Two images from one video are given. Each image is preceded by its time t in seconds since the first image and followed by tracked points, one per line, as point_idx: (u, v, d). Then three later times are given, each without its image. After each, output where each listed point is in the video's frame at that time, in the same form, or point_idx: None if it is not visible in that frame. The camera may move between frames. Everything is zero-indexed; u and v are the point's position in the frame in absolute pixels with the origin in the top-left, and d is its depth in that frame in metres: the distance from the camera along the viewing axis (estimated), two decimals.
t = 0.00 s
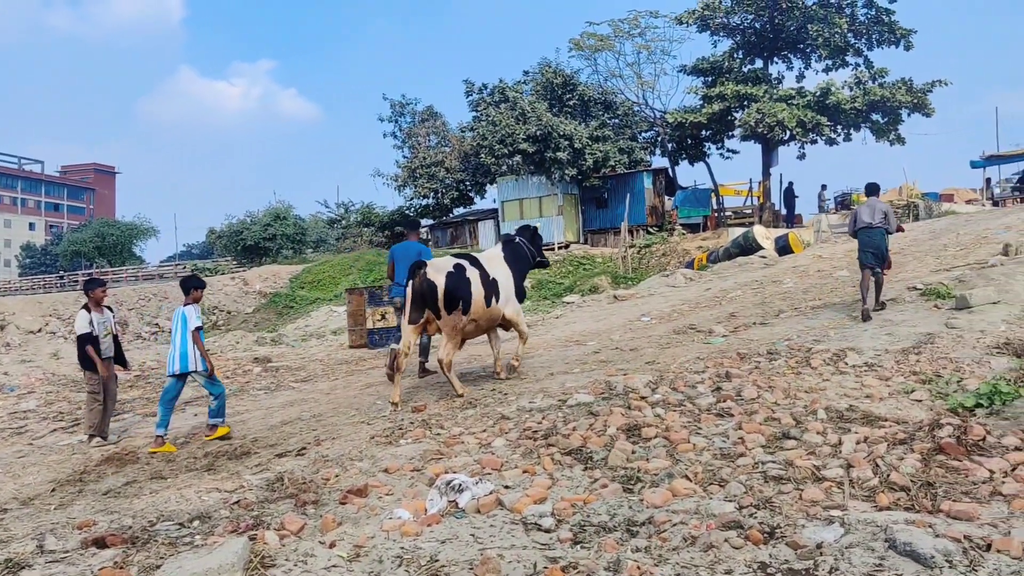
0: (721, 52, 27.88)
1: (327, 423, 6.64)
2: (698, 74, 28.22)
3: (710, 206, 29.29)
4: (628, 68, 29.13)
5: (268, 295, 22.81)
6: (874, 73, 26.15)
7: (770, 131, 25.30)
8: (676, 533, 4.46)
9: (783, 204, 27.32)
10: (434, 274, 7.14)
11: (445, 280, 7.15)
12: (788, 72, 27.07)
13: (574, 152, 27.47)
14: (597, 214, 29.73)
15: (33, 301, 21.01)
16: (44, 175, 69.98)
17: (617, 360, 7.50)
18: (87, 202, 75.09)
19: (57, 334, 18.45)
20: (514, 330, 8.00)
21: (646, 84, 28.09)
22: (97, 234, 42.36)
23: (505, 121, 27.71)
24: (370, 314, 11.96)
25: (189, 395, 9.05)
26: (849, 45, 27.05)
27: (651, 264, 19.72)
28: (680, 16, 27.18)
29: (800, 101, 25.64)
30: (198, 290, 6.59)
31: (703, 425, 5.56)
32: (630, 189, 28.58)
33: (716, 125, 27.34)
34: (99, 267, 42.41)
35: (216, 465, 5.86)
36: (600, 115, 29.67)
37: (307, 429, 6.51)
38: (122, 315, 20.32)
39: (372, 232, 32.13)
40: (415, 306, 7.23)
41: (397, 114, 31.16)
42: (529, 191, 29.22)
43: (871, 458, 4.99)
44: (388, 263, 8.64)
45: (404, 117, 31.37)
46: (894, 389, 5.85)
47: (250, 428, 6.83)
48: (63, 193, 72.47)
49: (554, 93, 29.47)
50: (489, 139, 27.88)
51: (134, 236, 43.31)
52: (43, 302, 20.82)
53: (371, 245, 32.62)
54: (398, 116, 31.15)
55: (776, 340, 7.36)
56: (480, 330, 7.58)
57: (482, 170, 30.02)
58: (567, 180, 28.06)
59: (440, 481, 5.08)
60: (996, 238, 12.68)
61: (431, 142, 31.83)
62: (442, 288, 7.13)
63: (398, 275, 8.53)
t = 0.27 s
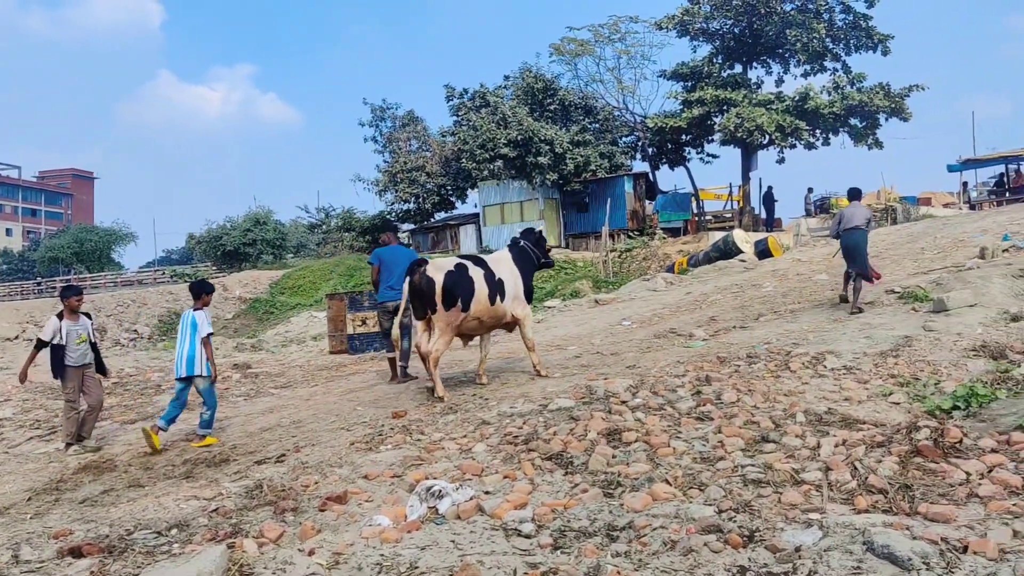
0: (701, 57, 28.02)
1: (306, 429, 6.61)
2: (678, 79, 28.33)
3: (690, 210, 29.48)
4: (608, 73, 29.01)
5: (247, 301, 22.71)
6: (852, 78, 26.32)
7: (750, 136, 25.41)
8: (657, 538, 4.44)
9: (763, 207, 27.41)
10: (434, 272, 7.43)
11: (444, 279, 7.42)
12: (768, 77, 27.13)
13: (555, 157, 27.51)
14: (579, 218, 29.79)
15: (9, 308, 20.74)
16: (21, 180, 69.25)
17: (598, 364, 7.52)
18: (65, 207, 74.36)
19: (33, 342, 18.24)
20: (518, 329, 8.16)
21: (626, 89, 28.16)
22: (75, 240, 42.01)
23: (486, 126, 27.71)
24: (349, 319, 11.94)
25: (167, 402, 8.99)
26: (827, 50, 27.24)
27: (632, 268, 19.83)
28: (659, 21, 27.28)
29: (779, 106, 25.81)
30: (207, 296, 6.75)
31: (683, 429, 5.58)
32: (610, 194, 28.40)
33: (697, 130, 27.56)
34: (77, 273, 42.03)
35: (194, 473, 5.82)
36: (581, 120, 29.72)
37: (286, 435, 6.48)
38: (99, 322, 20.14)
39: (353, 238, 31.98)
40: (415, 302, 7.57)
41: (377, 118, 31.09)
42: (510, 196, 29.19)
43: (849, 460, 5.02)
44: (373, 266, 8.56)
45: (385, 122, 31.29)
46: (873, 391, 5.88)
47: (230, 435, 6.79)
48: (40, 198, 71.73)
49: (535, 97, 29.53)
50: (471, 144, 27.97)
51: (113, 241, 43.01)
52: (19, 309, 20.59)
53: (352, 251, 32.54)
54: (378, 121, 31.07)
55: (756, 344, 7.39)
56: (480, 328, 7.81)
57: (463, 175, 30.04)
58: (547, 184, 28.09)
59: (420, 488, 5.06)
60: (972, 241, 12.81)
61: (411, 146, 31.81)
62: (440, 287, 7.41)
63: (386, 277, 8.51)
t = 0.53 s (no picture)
0: (678, 63, 28.22)
1: (283, 436, 6.57)
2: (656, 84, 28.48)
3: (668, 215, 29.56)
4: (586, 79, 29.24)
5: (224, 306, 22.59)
6: (828, 83, 26.54)
7: (727, 141, 25.55)
8: (634, 543, 4.44)
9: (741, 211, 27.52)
10: (431, 276, 7.54)
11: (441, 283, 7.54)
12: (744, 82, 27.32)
13: (534, 162, 27.54)
14: (558, 223, 29.93)
15: None
16: None
17: (576, 369, 7.54)
18: (40, 213, 73.57)
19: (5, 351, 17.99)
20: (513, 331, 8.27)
21: (604, 94, 28.25)
22: (50, 246, 41.58)
23: (465, 130, 27.70)
24: (327, 325, 11.89)
25: (142, 410, 8.90)
26: (804, 55, 27.43)
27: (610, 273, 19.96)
28: (637, 26, 27.39)
29: (755, 111, 26.04)
30: (199, 297, 6.80)
31: (661, 433, 5.59)
32: (588, 199, 28.61)
33: (674, 135, 27.59)
34: (52, 279, 41.57)
35: (169, 481, 5.78)
36: (559, 125, 29.80)
37: (263, 443, 6.45)
38: (74, 331, 19.91)
39: (330, 244, 32.17)
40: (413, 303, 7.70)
41: (355, 124, 31.06)
42: (489, 201, 29.32)
43: (825, 464, 5.04)
44: (353, 275, 8.49)
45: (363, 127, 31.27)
46: (847, 395, 5.93)
47: (205, 442, 6.75)
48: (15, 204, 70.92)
49: (513, 103, 29.61)
50: (450, 149, 27.86)
51: (89, 247, 42.64)
52: None
53: (329, 256, 32.61)
54: (357, 126, 31.03)
55: (732, 348, 7.43)
56: (475, 330, 7.94)
57: (442, 180, 30.10)
58: (527, 189, 28.11)
59: (397, 495, 5.05)
60: (946, 245, 12.94)
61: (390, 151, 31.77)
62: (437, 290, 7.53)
63: (365, 290, 8.48)
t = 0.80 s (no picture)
0: (656, 70, 28.33)
1: (260, 444, 6.53)
2: (635, 91, 28.63)
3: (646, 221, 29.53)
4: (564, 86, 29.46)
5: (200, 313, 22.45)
6: (804, 91, 26.80)
7: (704, 147, 25.73)
8: (612, 549, 4.42)
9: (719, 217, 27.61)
10: (431, 276, 7.77)
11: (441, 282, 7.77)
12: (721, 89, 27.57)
13: (512, 168, 27.58)
14: (536, 230, 30.16)
15: None
16: None
17: (555, 375, 7.54)
18: (14, 220, 72.70)
19: None
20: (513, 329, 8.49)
21: (582, 100, 28.38)
22: (23, 254, 41.09)
23: (443, 137, 27.66)
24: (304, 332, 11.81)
25: (117, 419, 8.81)
26: (779, 63, 27.69)
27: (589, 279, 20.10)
28: (614, 34, 27.55)
29: (732, 118, 26.21)
30: (187, 302, 6.89)
31: (639, 439, 5.61)
32: (567, 206, 28.97)
33: (652, 141, 27.82)
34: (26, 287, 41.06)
35: (145, 491, 5.72)
36: (537, 132, 29.82)
37: (240, 451, 6.40)
38: (48, 340, 19.67)
39: (307, 250, 33.09)
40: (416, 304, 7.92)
41: (333, 130, 30.98)
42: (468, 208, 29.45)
43: (802, 468, 5.07)
44: (338, 282, 8.32)
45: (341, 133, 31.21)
46: (824, 399, 5.97)
47: (181, 450, 6.68)
48: None
49: (492, 109, 29.64)
50: (428, 155, 27.74)
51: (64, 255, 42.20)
52: None
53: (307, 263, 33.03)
54: (334, 132, 30.97)
55: (710, 353, 7.47)
56: (477, 328, 8.16)
57: (420, 186, 30.22)
58: (505, 196, 28.12)
59: (375, 503, 5.02)
60: (921, 250, 13.10)
61: (368, 158, 31.75)
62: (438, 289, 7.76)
63: (350, 296, 8.44)
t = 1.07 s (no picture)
0: (636, 78, 28.50)
1: (240, 454, 6.48)
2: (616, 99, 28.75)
3: (628, 228, 29.63)
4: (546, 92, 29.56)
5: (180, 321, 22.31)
6: (783, 98, 27.02)
7: (685, 154, 25.86)
8: (595, 557, 4.40)
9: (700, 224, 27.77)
10: (433, 283, 7.85)
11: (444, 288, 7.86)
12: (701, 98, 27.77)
13: (494, 175, 27.59)
14: (518, 236, 30.17)
15: None
16: None
17: (537, 383, 7.54)
18: None
19: None
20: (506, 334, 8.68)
21: (564, 108, 28.45)
22: None
23: (424, 144, 27.59)
24: (285, 341, 11.74)
25: (95, 429, 8.71)
26: (759, 70, 27.90)
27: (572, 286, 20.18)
28: (595, 42, 27.64)
29: (712, 125, 26.37)
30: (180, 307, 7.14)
31: (621, 446, 5.62)
32: (549, 212, 29.00)
33: (633, 148, 27.85)
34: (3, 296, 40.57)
35: (123, 502, 5.66)
36: (519, 138, 29.86)
37: (220, 461, 6.35)
38: (24, 349, 19.42)
39: (288, 257, 33.24)
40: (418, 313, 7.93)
41: (314, 137, 30.91)
42: (450, 214, 29.36)
43: (782, 475, 5.09)
44: (328, 290, 8.28)
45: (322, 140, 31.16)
46: (804, 406, 6.01)
47: (160, 461, 6.62)
48: None
49: (474, 116, 29.65)
50: (410, 162, 27.65)
51: (42, 263, 41.76)
52: None
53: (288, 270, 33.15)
54: (315, 139, 30.90)
55: (692, 360, 7.50)
56: (476, 333, 8.27)
57: (402, 195, 30.02)
58: (487, 203, 28.12)
59: (356, 512, 5.00)
60: (899, 257, 13.22)
61: (349, 165, 31.80)
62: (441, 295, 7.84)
63: (339, 304, 8.39)
